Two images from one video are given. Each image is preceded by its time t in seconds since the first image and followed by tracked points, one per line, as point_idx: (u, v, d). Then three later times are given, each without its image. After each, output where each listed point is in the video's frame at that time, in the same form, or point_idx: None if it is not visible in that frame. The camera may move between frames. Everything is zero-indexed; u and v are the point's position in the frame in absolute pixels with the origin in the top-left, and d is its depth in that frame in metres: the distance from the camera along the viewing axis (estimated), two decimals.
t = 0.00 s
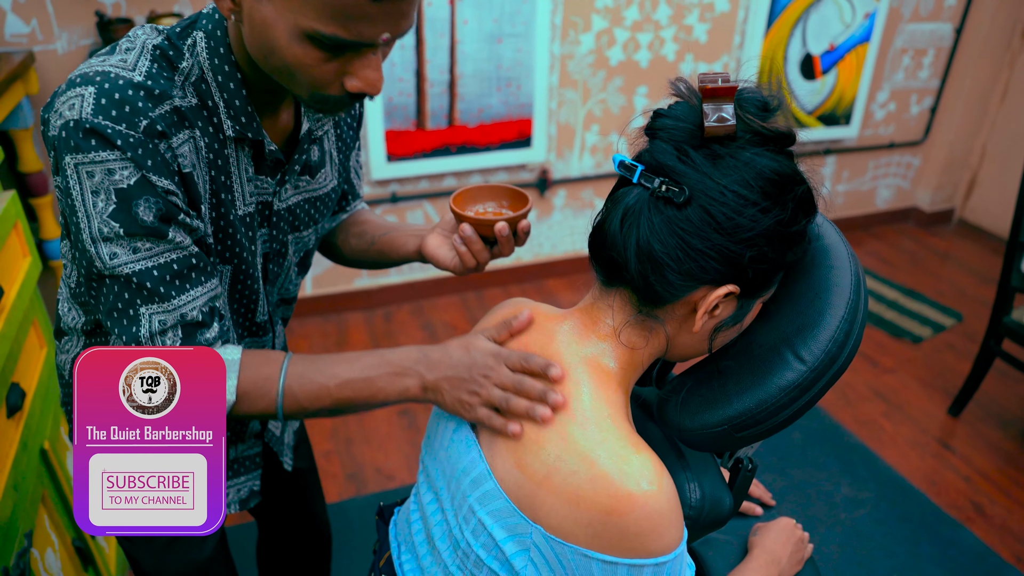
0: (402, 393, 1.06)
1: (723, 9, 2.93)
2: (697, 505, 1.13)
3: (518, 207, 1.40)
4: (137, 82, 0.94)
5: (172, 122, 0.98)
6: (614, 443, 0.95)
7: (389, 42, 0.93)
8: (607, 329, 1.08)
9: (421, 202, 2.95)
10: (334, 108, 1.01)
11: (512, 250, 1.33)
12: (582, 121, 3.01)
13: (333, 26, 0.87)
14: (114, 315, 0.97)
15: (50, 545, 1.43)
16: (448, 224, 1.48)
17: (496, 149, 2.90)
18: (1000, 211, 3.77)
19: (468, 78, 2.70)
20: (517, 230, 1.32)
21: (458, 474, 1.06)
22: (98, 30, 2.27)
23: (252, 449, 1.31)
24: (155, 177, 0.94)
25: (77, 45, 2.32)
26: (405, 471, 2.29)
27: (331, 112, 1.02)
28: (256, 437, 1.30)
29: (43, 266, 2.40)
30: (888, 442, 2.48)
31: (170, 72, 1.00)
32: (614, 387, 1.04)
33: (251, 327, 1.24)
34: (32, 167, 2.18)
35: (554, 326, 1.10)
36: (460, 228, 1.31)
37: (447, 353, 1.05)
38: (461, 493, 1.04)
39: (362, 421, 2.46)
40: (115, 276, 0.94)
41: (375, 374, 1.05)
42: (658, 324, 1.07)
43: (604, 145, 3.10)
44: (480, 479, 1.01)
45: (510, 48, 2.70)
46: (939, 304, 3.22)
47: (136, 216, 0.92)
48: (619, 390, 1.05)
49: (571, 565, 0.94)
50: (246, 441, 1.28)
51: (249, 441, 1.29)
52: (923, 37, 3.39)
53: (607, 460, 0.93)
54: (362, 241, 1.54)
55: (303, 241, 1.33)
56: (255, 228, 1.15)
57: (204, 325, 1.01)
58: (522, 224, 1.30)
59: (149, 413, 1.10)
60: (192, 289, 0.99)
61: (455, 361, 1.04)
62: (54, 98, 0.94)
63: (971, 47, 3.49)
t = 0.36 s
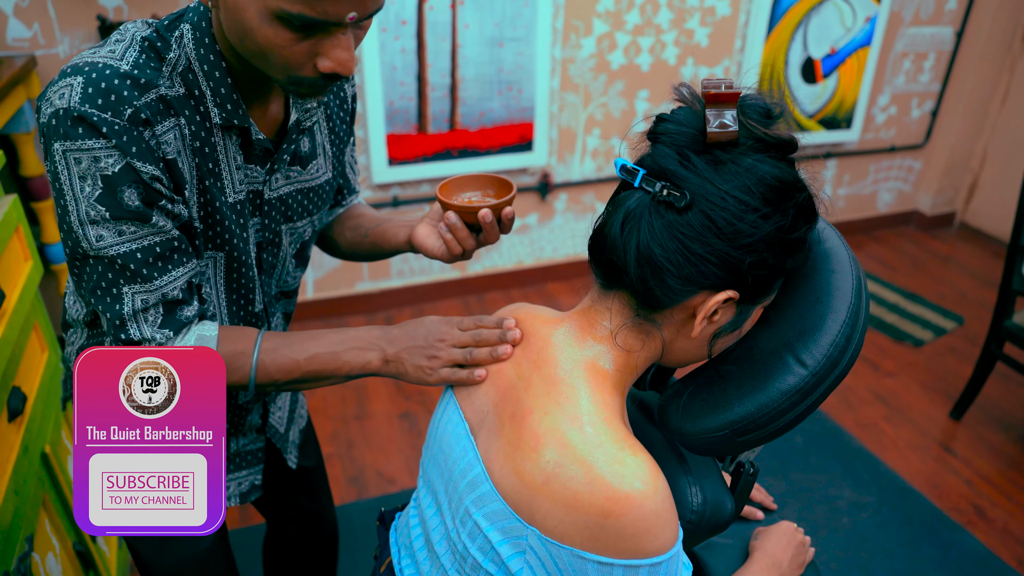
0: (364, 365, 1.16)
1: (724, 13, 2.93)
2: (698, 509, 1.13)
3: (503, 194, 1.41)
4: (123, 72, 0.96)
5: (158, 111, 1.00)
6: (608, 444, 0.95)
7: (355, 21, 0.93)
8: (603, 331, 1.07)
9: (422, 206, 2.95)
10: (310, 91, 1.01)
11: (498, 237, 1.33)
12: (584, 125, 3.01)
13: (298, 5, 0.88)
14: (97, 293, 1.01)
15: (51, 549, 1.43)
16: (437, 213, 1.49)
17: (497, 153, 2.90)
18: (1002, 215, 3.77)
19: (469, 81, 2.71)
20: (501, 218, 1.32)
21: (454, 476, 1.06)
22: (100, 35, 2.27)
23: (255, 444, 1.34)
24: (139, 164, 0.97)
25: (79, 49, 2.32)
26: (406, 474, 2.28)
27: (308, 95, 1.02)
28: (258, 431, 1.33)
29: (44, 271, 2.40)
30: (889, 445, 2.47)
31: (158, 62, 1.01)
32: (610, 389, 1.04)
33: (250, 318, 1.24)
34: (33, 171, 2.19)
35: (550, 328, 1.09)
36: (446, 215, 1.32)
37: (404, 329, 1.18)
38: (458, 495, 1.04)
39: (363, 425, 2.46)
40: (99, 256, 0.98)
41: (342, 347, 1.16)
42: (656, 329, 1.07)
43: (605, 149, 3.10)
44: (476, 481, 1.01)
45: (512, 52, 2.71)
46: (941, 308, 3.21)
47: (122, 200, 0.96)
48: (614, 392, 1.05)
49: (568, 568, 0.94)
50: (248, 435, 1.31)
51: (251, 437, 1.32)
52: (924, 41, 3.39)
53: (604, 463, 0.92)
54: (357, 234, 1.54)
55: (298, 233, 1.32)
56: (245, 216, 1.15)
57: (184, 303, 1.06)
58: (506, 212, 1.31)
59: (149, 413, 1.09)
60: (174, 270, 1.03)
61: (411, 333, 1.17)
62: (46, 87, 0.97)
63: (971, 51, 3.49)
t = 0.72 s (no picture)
0: (397, 381, 1.10)
1: (724, 15, 2.94)
2: (699, 513, 1.13)
3: (504, 196, 1.42)
4: (126, 69, 0.97)
5: (162, 106, 1.00)
6: (626, 467, 0.94)
7: (347, 14, 0.92)
8: (615, 340, 1.09)
9: (423, 208, 2.95)
10: (306, 86, 1.01)
11: (498, 238, 1.33)
12: (585, 128, 3.01)
13: None
14: (113, 292, 0.99)
15: (52, 552, 1.42)
16: (438, 214, 1.48)
17: (498, 155, 2.90)
18: (1003, 217, 3.76)
19: (470, 84, 2.71)
20: (503, 221, 1.32)
21: (461, 495, 1.06)
22: (101, 37, 2.27)
23: (260, 446, 1.34)
24: (145, 156, 0.97)
25: (80, 52, 2.32)
26: (407, 477, 2.28)
27: (305, 91, 1.02)
28: (263, 434, 1.34)
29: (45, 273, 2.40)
30: (891, 448, 2.47)
31: (159, 60, 1.02)
32: (622, 403, 1.05)
33: (252, 318, 1.23)
34: (34, 174, 2.19)
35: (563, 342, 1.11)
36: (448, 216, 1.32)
37: (444, 344, 1.10)
38: (465, 514, 1.04)
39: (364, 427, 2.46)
40: (112, 252, 0.96)
41: (372, 362, 1.10)
42: (670, 339, 1.08)
43: (605, 151, 3.10)
44: (484, 501, 1.02)
45: (512, 54, 2.71)
46: (941, 310, 3.21)
47: (130, 192, 0.96)
48: (628, 407, 1.06)
49: None
50: (252, 436, 1.32)
51: (255, 438, 1.33)
52: (924, 43, 3.40)
53: (619, 490, 0.91)
54: (358, 233, 1.54)
55: (300, 233, 1.32)
56: (249, 214, 1.16)
57: (202, 301, 1.04)
58: (507, 214, 1.31)
59: (150, 413, 1.08)
60: (187, 264, 1.02)
61: (452, 349, 1.09)
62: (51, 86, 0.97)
63: (972, 54, 3.49)
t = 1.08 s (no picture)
0: (437, 423, 0.99)
1: (724, 19, 2.94)
2: (700, 516, 1.13)
3: (515, 208, 1.41)
4: (140, 82, 0.97)
5: (178, 119, 1.01)
6: (633, 475, 0.95)
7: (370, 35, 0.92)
8: (618, 346, 1.09)
9: (423, 212, 2.95)
10: (323, 104, 1.01)
11: (509, 250, 1.33)
12: (585, 131, 3.02)
13: (312, 18, 0.87)
14: (133, 310, 0.97)
15: (52, 556, 1.42)
16: (447, 224, 1.48)
17: (499, 158, 2.91)
18: (1004, 220, 3.76)
19: (471, 87, 2.72)
20: (514, 232, 1.32)
21: (464, 500, 1.06)
22: (102, 41, 2.27)
23: (262, 455, 1.33)
24: (164, 169, 0.96)
25: (82, 55, 2.33)
26: (407, 481, 2.28)
27: (320, 108, 1.02)
28: (267, 443, 1.32)
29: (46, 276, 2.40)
30: (892, 451, 2.47)
31: (171, 72, 1.02)
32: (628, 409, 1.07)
33: (258, 329, 1.24)
34: (35, 177, 2.19)
35: (565, 350, 1.11)
36: (459, 227, 1.32)
37: (489, 383, 0.99)
38: (467, 518, 1.04)
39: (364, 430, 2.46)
40: (130, 267, 0.94)
41: (410, 400, 1.00)
42: (671, 343, 1.08)
43: (606, 155, 3.10)
44: (488, 506, 1.02)
45: (513, 58, 2.72)
46: (942, 314, 3.21)
47: (147, 205, 0.94)
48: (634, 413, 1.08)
49: None
50: (255, 446, 1.30)
51: (259, 447, 1.31)
52: (924, 47, 3.40)
53: (625, 497, 0.93)
54: (365, 240, 1.54)
55: (309, 243, 1.32)
56: (259, 227, 1.16)
57: (226, 316, 1.01)
58: (519, 226, 1.31)
59: (150, 412, 1.08)
60: (207, 278, 0.99)
61: (499, 390, 0.97)
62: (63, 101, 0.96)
63: (972, 58, 3.49)
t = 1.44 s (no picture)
0: (480, 484, 0.90)
1: (724, 21, 2.94)
2: (701, 519, 1.13)
3: (528, 230, 1.40)
4: (155, 118, 0.91)
5: (195, 156, 0.96)
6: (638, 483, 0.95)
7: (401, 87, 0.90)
8: (619, 351, 1.08)
9: (424, 214, 2.96)
10: (344, 149, 0.98)
11: (520, 274, 1.33)
12: (586, 133, 3.02)
13: (342, 74, 0.85)
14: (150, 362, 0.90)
15: (51, 557, 1.42)
16: (454, 242, 1.49)
17: (500, 160, 2.91)
18: (1004, 222, 3.76)
19: (471, 89, 2.71)
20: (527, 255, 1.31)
21: (466, 507, 1.07)
22: (103, 43, 2.28)
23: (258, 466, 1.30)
24: (184, 212, 0.90)
25: (83, 57, 2.33)
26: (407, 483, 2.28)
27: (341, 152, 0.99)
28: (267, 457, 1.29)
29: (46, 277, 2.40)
30: (893, 454, 2.46)
31: (183, 104, 0.97)
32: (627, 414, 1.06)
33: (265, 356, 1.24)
34: (36, 179, 2.20)
35: (565, 356, 1.09)
36: (471, 251, 1.32)
37: (533, 440, 0.90)
38: (470, 525, 1.05)
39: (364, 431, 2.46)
40: (145, 317, 0.87)
41: (448, 458, 0.90)
42: (673, 346, 1.07)
43: (607, 157, 3.10)
44: (489, 512, 1.02)
45: (514, 60, 2.72)
46: (943, 316, 3.21)
47: (165, 252, 0.87)
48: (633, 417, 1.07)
49: None
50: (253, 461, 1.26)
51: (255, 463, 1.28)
52: (925, 49, 3.40)
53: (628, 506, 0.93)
54: (367, 252, 1.53)
55: (317, 265, 1.32)
56: (272, 257, 1.15)
57: (248, 365, 0.93)
58: (532, 249, 1.31)
59: (150, 413, 1.08)
60: (228, 325, 0.92)
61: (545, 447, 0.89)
62: (71, 139, 0.90)
63: (973, 60, 3.49)
